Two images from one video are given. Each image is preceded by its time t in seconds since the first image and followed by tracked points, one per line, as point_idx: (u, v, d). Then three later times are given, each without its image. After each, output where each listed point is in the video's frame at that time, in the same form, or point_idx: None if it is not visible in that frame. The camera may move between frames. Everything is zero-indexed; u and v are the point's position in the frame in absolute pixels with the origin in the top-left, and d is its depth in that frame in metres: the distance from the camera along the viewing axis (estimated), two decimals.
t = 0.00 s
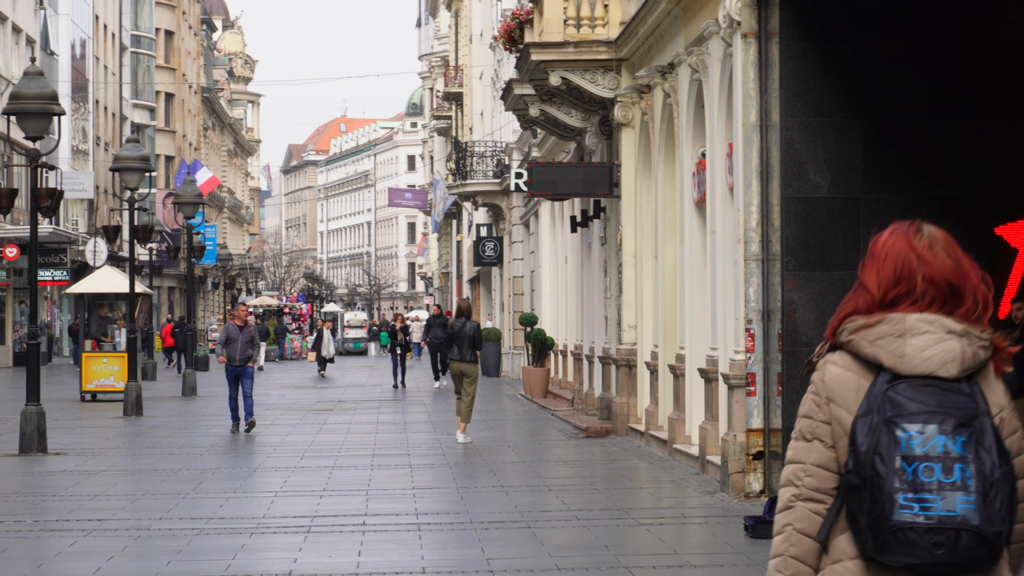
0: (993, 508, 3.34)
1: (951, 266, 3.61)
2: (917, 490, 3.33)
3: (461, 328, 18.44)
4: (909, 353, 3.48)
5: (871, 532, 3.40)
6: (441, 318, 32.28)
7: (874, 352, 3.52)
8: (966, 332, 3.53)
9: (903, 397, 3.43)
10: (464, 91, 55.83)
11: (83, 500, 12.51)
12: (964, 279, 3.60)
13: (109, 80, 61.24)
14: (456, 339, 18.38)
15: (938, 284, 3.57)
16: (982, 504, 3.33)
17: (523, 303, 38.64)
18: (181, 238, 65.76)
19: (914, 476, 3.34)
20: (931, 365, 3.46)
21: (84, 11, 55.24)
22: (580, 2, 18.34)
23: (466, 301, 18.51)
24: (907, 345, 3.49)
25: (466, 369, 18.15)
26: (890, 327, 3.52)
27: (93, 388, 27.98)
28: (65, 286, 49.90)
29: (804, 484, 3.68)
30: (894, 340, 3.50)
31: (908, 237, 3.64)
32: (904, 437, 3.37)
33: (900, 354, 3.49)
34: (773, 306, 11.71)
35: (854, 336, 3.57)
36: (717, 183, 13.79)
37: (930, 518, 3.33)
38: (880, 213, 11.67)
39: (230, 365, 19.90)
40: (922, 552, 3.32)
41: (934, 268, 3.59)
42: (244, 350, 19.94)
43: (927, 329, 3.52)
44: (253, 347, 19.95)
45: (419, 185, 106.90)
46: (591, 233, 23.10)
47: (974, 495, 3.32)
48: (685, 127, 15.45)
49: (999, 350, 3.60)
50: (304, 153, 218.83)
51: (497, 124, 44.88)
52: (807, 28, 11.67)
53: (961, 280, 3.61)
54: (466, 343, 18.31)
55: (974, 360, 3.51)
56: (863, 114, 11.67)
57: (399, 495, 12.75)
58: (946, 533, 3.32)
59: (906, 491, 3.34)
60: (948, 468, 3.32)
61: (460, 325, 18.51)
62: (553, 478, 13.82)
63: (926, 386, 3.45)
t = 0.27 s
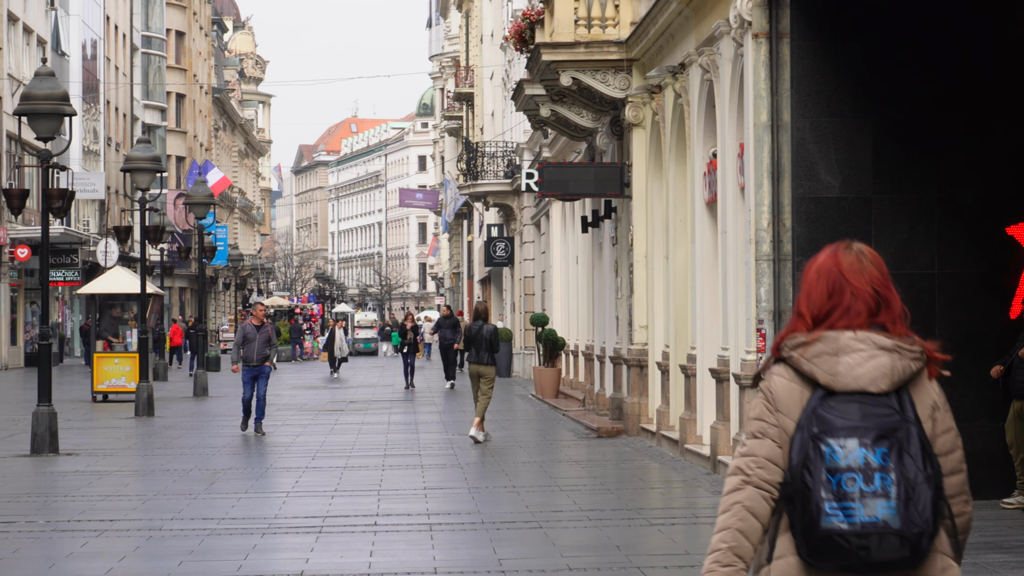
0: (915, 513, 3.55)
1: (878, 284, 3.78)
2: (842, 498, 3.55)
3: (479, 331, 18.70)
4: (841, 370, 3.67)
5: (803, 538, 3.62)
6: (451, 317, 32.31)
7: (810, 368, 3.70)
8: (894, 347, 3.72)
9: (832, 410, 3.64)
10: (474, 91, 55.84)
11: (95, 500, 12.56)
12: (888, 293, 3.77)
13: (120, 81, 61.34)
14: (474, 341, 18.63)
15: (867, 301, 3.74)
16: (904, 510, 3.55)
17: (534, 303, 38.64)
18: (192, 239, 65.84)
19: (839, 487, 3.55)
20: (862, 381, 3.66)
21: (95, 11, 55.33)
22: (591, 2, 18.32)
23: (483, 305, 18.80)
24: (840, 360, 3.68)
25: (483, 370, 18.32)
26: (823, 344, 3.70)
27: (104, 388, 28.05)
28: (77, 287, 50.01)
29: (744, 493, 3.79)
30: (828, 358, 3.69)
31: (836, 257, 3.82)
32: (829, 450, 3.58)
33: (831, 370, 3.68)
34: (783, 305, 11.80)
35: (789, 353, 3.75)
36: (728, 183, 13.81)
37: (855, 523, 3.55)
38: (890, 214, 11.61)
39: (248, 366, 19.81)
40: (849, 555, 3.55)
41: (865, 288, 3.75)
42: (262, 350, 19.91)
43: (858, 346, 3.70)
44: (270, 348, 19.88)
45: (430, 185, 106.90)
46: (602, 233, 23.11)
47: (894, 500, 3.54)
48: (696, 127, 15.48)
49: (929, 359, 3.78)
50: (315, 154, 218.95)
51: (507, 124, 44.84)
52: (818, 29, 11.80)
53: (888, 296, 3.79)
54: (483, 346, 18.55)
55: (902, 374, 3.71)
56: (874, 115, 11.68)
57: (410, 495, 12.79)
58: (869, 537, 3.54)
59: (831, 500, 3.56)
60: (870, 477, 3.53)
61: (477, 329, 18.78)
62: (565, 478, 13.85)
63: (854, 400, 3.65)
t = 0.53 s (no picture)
0: (874, 486, 3.78)
1: (835, 284, 4.08)
2: (806, 472, 3.78)
3: (495, 328, 18.68)
4: (797, 359, 3.95)
5: (770, 513, 3.86)
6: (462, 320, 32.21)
7: (769, 359, 3.99)
8: (849, 338, 3.99)
9: (795, 393, 3.89)
10: (485, 93, 55.85)
11: (106, 503, 12.59)
12: (846, 296, 4.07)
13: (129, 83, 61.46)
14: (490, 338, 18.65)
15: (824, 301, 4.05)
16: (865, 484, 3.77)
17: (544, 304, 38.63)
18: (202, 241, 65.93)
19: (803, 461, 3.79)
20: (819, 367, 3.93)
21: (105, 14, 55.46)
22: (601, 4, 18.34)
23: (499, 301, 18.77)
24: (796, 350, 3.95)
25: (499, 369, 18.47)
26: (782, 337, 3.99)
27: (115, 391, 28.08)
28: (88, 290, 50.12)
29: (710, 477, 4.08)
30: (786, 347, 3.97)
31: (801, 263, 4.13)
32: (792, 428, 3.83)
33: (789, 359, 3.96)
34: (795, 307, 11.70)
35: (753, 346, 4.05)
36: (738, 184, 13.77)
37: (819, 495, 3.77)
38: (901, 214, 11.61)
39: (264, 369, 19.65)
40: (814, 525, 3.79)
41: (823, 289, 4.06)
42: (277, 353, 19.71)
43: (815, 336, 3.98)
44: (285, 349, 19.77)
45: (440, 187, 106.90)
46: (611, 234, 23.12)
47: (855, 473, 3.76)
48: (706, 128, 15.46)
49: (884, 354, 4.05)
50: (325, 156, 219.16)
51: (518, 125, 44.82)
52: (828, 30, 11.71)
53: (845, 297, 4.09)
54: (498, 343, 18.57)
55: (859, 362, 3.97)
56: (885, 116, 11.65)
57: (421, 497, 12.79)
58: (832, 508, 3.77)
59: (795, 473, 3.79)
60: (832, 452, 3.76)
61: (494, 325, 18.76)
62: (575, 480, 13.85)
63: (814, 384, 3.91)
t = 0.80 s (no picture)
0: (835, 485, 3.97)
1: (804, 290, 4.24)
2: (774, 471, 3.94)
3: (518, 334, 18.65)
4: (769, 361, 4.10)
5: (740, 508, 4.03)
6: (468, 324, 32.12)
7: (741, 359, 4.15)
8: (817, 340, 4.16)
9: (764, 394, 4.05)
10: (494, 98, 55.88)
11: (116, 508, 12.60)
12: (813, 301, 4.23)
13: (139, 89, 61.56)
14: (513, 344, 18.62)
15: (793, 305, 4.21)
16: (827, 483, 3.95)
17: (553, 309, 38.63)
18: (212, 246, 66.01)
19: (772, 460, 3.94)
20: (790, 369, 4.09)
21: (114, 19, 55.58)
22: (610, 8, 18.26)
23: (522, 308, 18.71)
24: (768, 353, 4.11)
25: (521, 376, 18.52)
26: (754, 339, 4.14)
27: (125, 396, 28.22)
28: (98, 294, 50.22)
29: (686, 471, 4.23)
30: (758, 349, 4.13)
31: (771, 266, 4.30)
32: (764, 431, 3.98)
33: (761, 360, 4.11)
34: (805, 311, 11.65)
35: (727, 347, 4.20)
36: (748, 189, 13.77)
37: (784, 492, 3.94)
38: (911, 219, 11.62)
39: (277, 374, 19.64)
40: (781, 521, 3.96)
41: (793, 293, 4.22)
42: (290, 359, 19.71)
43: (783, 338, 4.14)
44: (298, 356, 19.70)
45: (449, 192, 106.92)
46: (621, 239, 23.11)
47: (820, 473, 3.93)
48: (715, 133, 15.47)
49: (847, 356, 4.24)
50: (334, 161, 219.41)
51: (527, 130, 44.83)
52: (838, 35, 11.71)
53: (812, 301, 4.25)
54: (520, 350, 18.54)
55: (826, 364, 4.14)
56: (895, 120, 11.65)
57: (431, 502, 12.79)
58: (798, 505, 3.95)
59: (764, 472, 3.95)
60: (799, 451, 3.93)
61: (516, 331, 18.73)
62: (585, 485, 13.84)
63: (784, 386, 4.07)
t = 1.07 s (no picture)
0: (793, 482, 4.03)
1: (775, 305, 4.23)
2: (733, 466, 4.01)
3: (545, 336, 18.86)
4: (738, 367, 4.13)
5: (701, 501, 4.09)
6: (476, 327, 32.11)
7: (713, 367, 4.18)
8: (787, 349, 4.18)
9: (731, 395, 4.10)
10: (505, 101, 55.98)
11: (128, 511, 12.64)
12: (784, 312, 4.23)
13: (150, 92, 61.77)
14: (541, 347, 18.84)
15: (760, 316, 4.22)
16: (783, 480, 4.02)
17: (564, 311, 38.69)
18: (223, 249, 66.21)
19: (731, 457, 4.01)
20: (756, 375, 4.12)
21: (126, 23, 55.79)
22: (621, 11, 18.26)
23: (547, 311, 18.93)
24: (737, 359, 4.14)
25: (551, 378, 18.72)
26: (725, 347, 4.17)
27: (136, 399, 28.29)
28: (109, 298, 50.35)
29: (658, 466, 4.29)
30: (727, 356, 4.16)
31: (743, 279, 4.31)
32: (724, 427, 4.05)
33: (730, 366, 4.15)
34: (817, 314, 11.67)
35: (698, 354, 4.23)
36: (759, 192, 13.77)
37: (742, 486, 4.01)
38: (922, 222, 11.62)
39: (293, 376, 19.51)
40: (739, 514, 4.03)
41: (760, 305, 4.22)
42: (304, 361, 19.59)
43: (752, 345, 4.17)
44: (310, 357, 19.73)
45: (460, 195, 107.15)
46: (632, 242, 23.13)
47: (776, 470, 4.00)
48: (726, 136, 15.46)
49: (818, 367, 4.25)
50: (346, 164, 219.97)
51: (538, 133, 44.90)
52: (848, 38, 11.69)
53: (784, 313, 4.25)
54: (548, 351, 18.76)
55: (794, 371, 4.16)
56: (906, 123, 11.64)
57: (443, 505, 12.80)
58: (755, 499, 4.01)
59: (723, 468, 4.02)
60: (757, 449, 4.00)
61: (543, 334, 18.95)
62: (597, 489, 13.85)
63: (748, 390, 4.11)
